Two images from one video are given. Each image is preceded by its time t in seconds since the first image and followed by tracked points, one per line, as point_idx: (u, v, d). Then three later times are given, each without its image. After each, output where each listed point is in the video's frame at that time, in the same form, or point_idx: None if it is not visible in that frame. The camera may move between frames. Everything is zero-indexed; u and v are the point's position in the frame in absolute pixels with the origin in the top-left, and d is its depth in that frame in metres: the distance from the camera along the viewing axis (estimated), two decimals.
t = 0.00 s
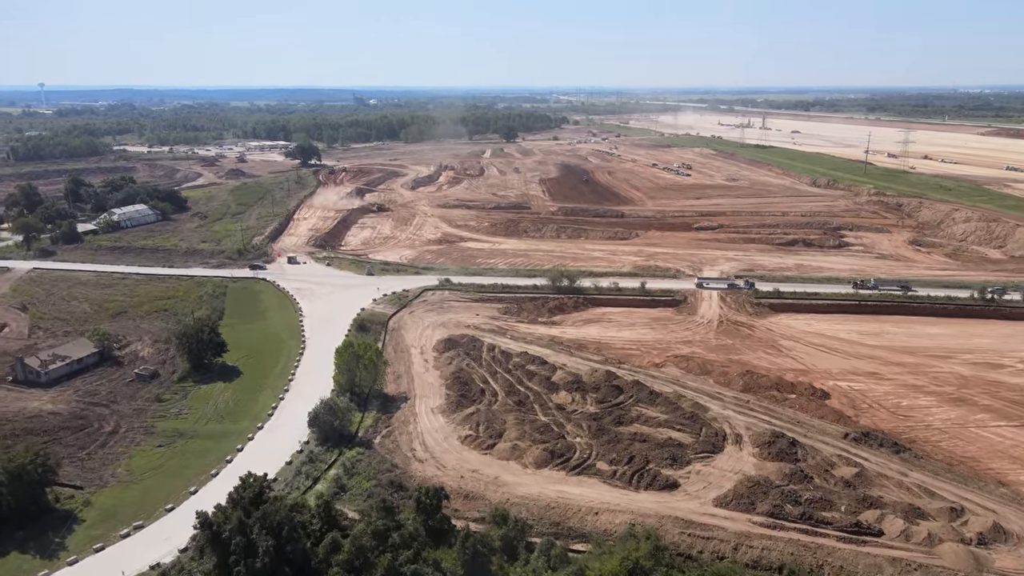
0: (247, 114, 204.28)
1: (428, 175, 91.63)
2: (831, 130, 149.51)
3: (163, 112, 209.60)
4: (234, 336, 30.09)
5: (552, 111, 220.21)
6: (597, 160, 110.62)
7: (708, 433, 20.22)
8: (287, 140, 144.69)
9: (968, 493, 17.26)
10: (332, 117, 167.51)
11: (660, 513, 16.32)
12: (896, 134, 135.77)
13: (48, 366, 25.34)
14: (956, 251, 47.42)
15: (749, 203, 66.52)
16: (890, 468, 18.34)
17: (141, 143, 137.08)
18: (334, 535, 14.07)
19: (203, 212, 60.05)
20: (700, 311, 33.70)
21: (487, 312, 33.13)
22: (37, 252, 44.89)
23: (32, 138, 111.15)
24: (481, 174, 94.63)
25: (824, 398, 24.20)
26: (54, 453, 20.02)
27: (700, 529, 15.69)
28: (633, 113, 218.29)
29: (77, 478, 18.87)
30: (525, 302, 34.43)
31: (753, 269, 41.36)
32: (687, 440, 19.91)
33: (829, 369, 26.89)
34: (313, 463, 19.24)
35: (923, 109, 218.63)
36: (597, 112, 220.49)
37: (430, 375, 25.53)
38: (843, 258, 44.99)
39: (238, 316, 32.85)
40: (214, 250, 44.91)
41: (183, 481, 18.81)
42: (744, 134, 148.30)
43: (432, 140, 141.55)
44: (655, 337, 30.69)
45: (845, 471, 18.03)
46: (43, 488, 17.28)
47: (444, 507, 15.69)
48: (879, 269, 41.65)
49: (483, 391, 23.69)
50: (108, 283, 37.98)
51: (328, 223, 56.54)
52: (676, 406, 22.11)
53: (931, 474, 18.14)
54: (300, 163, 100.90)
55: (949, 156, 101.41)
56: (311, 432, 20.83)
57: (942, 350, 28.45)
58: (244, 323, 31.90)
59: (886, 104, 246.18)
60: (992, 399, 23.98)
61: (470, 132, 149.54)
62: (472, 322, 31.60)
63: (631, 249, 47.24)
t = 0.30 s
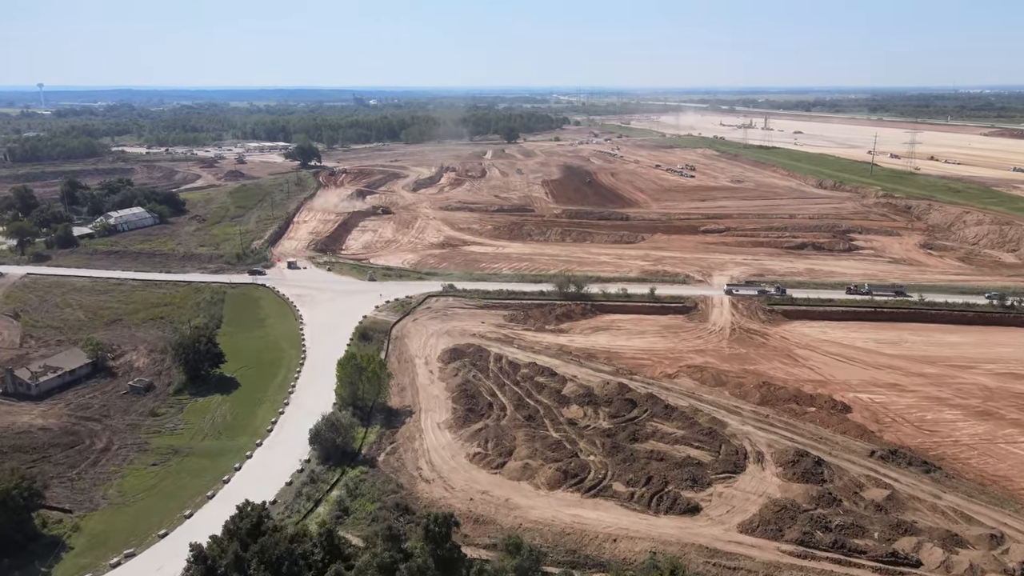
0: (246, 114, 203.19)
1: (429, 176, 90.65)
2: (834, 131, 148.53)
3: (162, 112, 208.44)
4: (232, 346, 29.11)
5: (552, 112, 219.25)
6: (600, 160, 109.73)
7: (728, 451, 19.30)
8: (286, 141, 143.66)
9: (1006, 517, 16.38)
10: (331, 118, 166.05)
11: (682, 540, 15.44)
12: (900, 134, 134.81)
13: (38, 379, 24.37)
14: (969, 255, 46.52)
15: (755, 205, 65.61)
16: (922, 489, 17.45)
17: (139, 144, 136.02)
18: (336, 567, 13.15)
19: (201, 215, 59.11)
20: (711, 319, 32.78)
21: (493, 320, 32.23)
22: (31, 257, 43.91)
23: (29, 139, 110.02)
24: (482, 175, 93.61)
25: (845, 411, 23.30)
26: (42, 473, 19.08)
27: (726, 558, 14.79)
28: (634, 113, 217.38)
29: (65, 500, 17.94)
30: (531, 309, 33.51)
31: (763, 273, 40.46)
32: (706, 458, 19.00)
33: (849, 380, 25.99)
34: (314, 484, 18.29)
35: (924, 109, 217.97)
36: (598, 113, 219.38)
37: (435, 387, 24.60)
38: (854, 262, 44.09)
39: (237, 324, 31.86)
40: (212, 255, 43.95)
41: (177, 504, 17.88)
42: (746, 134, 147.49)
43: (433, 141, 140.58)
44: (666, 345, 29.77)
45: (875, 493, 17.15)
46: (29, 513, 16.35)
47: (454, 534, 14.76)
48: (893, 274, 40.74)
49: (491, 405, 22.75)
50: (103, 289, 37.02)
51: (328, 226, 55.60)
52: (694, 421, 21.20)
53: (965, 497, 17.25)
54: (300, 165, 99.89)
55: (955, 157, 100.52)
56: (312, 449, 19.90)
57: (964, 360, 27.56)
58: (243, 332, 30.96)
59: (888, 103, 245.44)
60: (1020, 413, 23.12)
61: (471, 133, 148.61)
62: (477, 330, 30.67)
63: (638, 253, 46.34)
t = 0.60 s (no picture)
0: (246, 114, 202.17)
1: (430, 178, 89.66)
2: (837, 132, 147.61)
3: (161, 112, 207.44)
4: (227, 357, 28.14)
5: (552, 112, 218.35)
6: (602, 162, 108.78)
7: (748, 472, 18.33)
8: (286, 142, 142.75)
9: None
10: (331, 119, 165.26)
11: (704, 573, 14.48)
12: (904, 134, 133.80)
13: (25, 393, 23.37)
14: (982, 259, 45.55)
15: (761, 208, 64.63)
16: (955, 515, 16.51)
17: (138, 145, 135.00)
18: None
19: (199, 218, 58.14)
20: (722, 327, 31.80)
21: (497, 328, 31.27)
22: (24, 262, 42.91)
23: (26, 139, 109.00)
24: (483, 177, 92.63)
25: (866, 426, 22.33)
26: (24, 496, 18.10)
27: None
28: (636, 113, 216.51)
29: (48, 526, 16.97)
30: (536, 316, 32.52)
31: (772, 279, 39.47)
32: (725, 480, 18.04)
33: (868, 393, 25.03)
34: (311, 508, 17.30)
35: (926, 110, 217.44)
36: (599, 113, 218.49)
37: (438, 401, 23.61)
38: (865, 267, 43.13)
39: (232, 333, 30.87)
40: (208, 259, 42.97)
41: (166, 530, 16.88)
42: (749, 135, 146.61)
43: (433, 142, 139.58)
44: (677, 355, 28.79)
45: (907, 519, 16.21)
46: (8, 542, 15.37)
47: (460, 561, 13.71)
48: (906, 279, 39.77)
49: (497, 421, 21.76)
50: (96, 296, 36.03)
51: (327, 229, 54.65)
52: (710, 438, 20.23)
53: (1001, 522, 16.30)
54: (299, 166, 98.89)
55: (961, 158, 99.57)
56: (310, 470, 18.91)
57: (986, 371, 26.59)
58: (239, 341, 29.98)
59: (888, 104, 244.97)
60: None
61: (471, 134, 147.64)
62: (481, 339, 29.70)
63: (644, 258, 45.35)
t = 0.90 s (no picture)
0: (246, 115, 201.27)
1: (430, 180, 88.74)
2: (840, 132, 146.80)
3: (160, 113, 206.43)
4: (220, 368, 27.14)
5: (553, 113, 217.18)
6: (603, 163, 107.80)
7: (767, 495, 17.37)
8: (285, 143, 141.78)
9: None
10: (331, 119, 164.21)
11: None
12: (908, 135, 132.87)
13: (6, 408, 22.35)
14: (995, 264, 44.53)
15: (767, 210, 63.65)
16: (990, 544, 15.54)
17: (136, 146, 134.06)
18: None
19: (195, 222, 57.16)
20: (731, 336, 30.79)
21: (499, 337, 30.27)
22: (14, 267, 41.92)
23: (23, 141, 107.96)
24: (484, 179, 91.71)
25: (887, 444, 21.31)
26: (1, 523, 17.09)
27: None
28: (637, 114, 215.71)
29: (25, 556, 15.97)
30: (540, 325, 31.51)
31: (782, 285, 38.48)
32: (743, 504, 17.07)
33: (887, 407, 24.01)
34: (305, 536, 16.28)
35: (927, 110, 217.08)
36: (599, 114, 217.49)
37: (439, 417, 22.59)
38: (875, 272, 42.15)
39: (226, 342, 29.87)
40: (203, 265, 41.98)
41: (149, 560, 15.89)
42: (751, 136, 145.64)
43: (433, 143, 138.48)
44: (686, 366, 27.78)
45: (939, 549, 15.25)
46: None
47: None
48: (919, 285, 38.77)
49: (501, 438, 20.75)
50: (87, 303, 35.02)
51: (326, 233, 53.68)
52: (725, 457, 19.26)
53: None
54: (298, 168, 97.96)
55: (966, 159, 98.66)
56: (304, 493, 17.89)
57: (1008, 384, 25.59)
58: (233, 351, 28.98)
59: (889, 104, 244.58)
60: None
61: (471, 135, 146.72)
62: (483, 349, 28.69)
63: (649, 262, 44.36)
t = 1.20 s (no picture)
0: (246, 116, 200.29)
1: (430, 181, 87.74)
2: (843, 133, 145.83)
3: (159, 114, 205.42)
4: (211, 380, 26.14)
5: (554, 113, 216.29)
6: (605, 164, 106.74)
7: (787, 522, 16.35)
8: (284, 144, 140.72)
9: None
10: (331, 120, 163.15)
11: None
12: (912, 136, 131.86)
13: None
14: (1008, 268, 43.45)
15: (772, 213, 62.58)
16: None
17: (134, 147, 133.02)
18: None
19: (190, 225, 56.19)
20: (741, 345, 29.72)
21: (501, 346, 29.26)
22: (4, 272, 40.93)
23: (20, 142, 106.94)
24: (485, 180, 90.74)
25: (909, 463, 20.27)
26: None
27: None
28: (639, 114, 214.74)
29: None
30: (543, 334, 30.47)
31: (791, 291, 37.40)
32: (761, 531, 16.07)
33: (907, 422, 22.95)
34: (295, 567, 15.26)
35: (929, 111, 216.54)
36: (601, 115, 216.10)
37: (438, 434, 21.56)
38: (886, 277, 41.11)
39: (218, 352, 28.88)
40: (197, 270, 41.00)
41: None
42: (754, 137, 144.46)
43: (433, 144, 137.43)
44: (695, 377, 26.75)
45: None
46: None
47: None
48: (932, 291, 37.70)
49: (503, 458, 19.72)
50: (77, 311, 34.03)
51: (323, 237, 52.69)
52: (740, 479, 18.24)
53: None
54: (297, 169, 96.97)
55: (972, 160, 97.55)
56: (295, 518, 16.86)
57: None
58: (225, 362, 27.98)
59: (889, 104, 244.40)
60: None
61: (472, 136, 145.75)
62: (484, 359, 27.67)
63: (654, 267, 43.33)
